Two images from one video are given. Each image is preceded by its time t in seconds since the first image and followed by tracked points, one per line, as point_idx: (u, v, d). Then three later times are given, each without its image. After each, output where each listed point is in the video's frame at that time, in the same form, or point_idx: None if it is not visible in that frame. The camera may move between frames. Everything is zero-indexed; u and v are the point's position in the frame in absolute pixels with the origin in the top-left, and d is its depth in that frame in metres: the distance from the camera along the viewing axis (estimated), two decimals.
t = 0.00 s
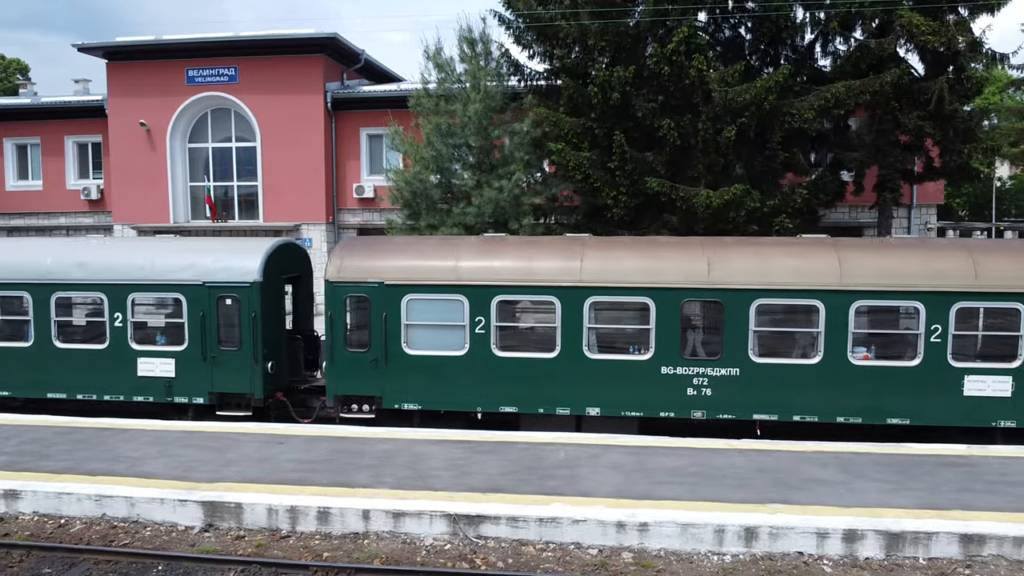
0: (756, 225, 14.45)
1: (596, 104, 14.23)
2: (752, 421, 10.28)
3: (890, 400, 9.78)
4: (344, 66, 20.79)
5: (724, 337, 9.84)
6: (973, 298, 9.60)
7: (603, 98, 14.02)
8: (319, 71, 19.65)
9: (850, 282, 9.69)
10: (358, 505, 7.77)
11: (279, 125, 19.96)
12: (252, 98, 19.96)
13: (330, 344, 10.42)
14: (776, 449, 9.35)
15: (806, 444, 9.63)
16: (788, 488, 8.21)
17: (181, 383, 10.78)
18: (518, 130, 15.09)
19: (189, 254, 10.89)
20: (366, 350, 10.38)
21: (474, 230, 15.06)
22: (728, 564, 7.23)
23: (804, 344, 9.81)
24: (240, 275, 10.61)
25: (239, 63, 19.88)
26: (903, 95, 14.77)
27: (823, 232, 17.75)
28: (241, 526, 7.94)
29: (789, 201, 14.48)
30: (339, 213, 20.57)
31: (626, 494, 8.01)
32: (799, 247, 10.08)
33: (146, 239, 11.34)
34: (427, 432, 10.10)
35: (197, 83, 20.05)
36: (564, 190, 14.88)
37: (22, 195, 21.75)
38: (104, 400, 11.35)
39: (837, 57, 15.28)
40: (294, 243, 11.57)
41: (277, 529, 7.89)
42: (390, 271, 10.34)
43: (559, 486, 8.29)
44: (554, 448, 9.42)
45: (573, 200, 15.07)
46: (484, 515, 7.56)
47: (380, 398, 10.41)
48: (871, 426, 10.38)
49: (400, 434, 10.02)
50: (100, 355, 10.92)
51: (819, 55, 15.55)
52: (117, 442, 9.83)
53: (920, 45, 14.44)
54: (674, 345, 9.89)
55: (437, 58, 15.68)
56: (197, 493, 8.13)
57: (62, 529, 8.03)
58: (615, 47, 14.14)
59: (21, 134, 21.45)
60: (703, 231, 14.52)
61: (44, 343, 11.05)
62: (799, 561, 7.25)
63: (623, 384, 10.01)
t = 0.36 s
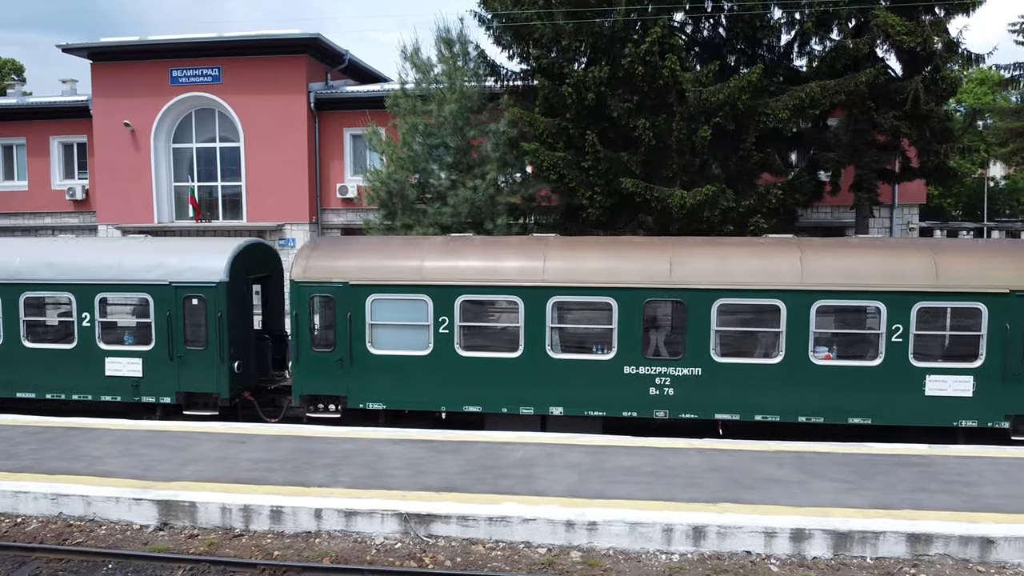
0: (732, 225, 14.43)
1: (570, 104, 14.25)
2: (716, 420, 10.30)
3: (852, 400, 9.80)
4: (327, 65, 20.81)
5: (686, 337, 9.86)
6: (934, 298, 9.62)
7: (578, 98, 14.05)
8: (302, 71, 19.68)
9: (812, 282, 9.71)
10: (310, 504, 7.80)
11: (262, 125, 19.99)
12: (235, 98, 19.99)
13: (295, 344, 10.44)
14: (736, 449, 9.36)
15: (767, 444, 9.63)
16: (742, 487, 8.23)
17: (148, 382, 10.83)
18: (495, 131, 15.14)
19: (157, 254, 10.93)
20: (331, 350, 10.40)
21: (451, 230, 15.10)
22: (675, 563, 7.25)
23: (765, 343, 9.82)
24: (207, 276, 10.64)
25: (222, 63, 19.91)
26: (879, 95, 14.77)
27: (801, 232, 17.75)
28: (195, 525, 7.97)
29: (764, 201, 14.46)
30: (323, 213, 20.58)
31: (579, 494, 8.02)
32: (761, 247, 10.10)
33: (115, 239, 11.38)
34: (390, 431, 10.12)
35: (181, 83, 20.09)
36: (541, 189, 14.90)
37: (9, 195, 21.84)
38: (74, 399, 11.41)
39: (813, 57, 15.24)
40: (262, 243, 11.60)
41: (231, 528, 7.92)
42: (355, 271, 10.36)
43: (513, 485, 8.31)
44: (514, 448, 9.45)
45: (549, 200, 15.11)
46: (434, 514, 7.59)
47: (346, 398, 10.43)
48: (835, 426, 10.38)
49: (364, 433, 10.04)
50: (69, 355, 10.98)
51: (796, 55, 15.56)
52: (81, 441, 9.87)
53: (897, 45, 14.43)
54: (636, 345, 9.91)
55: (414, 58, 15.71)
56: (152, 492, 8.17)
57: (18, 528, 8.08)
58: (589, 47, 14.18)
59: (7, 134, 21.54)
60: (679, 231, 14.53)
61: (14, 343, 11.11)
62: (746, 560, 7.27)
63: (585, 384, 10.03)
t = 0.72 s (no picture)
0: (696, 224, 14.46)
1: (535, 104, 14.28)
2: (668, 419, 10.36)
3: (802, 399, 9.86)
4: (300, 66, 20.81)
5: (637, 337, 9.90)
6: (883, 297, 9.68)
7: (542, 98, 14.10)
8: (274, 71, 19.65)
9: (761, 282, 9.77)
10: (251, 504, 7.81)
11: (234, 125, 19.94)
12: (207, 98, 19.94)
13: (249, 344, 10.43)
14: (685, 449, 9.40)
15: (717, 443, 9.68)
16: (685, 486, 8.27)
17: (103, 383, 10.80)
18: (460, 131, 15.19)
19: (112, 254, 10.90)
20: (285, 350, 10.40)
21: (416, 230, 15.12)
22: (611, 561, 7.28)
23: (716, 343, 9.88)
24: (161, 276, 10.61)
25: (194, 63, 19.84)
26: (843, 95, 14.86)
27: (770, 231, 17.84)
28: (137, 525, 7.97)
29: (728, 201, 14.52)
30: (296, 213, 20.54)
31: (521, 493, 8.05)
32: (713, 247, 10.15)
33: (71, 239, 11.34)
34: (343, 431, 10.13)
35: (153, 83, 20.02)
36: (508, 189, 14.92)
37: None
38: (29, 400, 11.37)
39: (778, 57, 15.30)
40: (219, 243, 11.59)
41: (172, 528, 7.92)
42: (309, 272, 10.36)
43: (458, 484, 8.32)
44: (465, 447, 9.47)
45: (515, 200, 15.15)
46: (374, 514, 7.60)
47: (300, 398, 10.43)
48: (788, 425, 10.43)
49: (316, 433, 10.05)
50: (23, 355, 10.94)
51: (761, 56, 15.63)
52: (32, 441, 9.85)
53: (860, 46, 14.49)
54: (588, 344, 9.95)
55: (380, 58, 15.71)
56: (95, 492, 8.16)
57: None
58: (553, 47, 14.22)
59: None
60: (644, 231, 14.56)
61: None
62: (682, 558, 7.31)
63: (538, 384, 10.06)
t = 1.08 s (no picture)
0: (662, 224, 14.52)
1: (501, 104, 14.30)
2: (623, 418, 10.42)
3: (754, 397, 9.92)
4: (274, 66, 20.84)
5: (591, 336, 9.95)
6: (835, 297, 9.76)
7: (507, 98, 14.13)
8: (246, 70, 19.60)
9: (714, 281, 9.83)
10: (196, 504, 7.80)
11: (206, 125, 19.88)
12: (179, 98, 19.86)
13: (205, 344, 10.42)
14: (637, 448, 9.45)
15: (669, 442, 9.74)
16: (632, 484, 8.31)
17: (59, 383, 10.76)
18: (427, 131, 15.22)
19: (69, 254, 10.86)
20: (241, 351, 10.39)
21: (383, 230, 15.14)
22: (553, 560, 7.31)
23: (670, 342, 9.93)
24: (117, 276, 10.58)
25: (165, 62, 19.75)
26: (807, 96, 14.95)
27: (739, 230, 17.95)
28: (83, 526, 7.95)
29: (693, 201, 14.61)
30: (270, 213, 20.53)
31: (468, 492, 8.07)
32: (667, 247, 10.20)
33: (28, 239, 11.29)
34: (299, 431, 10.14)
35: (124, 82, 19.93)
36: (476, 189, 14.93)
37: None
38: None
39: (743, 58, 15.39)
40: (178, 243, 11.60)
41: (118, 529, 7.91)
42: (265, 272, 10.35)
43: (406, 484, 8.34)
44: (418, 447, 9.49)
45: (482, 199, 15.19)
46: (319, 513, 7.61)
47: (256, 397, 10.44)
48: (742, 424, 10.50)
49: (272, 433, 10.05)
50: None
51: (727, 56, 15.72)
52: None
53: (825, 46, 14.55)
54: (543, 344, 9.98)
55: (347, 57, 15.70)
56: (42, 492, 8.14)
57: None
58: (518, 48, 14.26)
59: None
60: (611, 230, 14.59)
61: None
62: (624, 556, 7.35)
63: (493, 383, 10.09)
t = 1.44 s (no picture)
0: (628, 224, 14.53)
1: (467, 104, 14.32)
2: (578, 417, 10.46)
3: (707, 397, 9.97)
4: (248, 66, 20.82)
5: (544, 336, 9.98)
6: (786, 297, 9.81)
7: (472, 98, 14.15)
8: (219, 70, 19.57)
9: (666, 281, 9.87)
10: (139, 504, 7.80)
11: (179, 124, 19.85)
12: (151, 97, 19.82)
13: (160, 345, 10.42)
14: (588, 447, 9.49)
15: (622, 441, 9.78)
16: (578, 484, 8.35)
17: (15, 384, 10.74)
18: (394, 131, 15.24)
19: (24, 254, 10.84)
20: (196, 351, 10.39)
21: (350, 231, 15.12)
22: (491, 559, 7.33)
23: (624, 342, 9.97)
24: (72, 276, 10.56)
25: (138, 62, 19.70)
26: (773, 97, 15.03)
27: (710, 231, 18.02)
28: (27, 526, 7.95)
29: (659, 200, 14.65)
30: (243, 213, 20.51)
31: (412, 492, 8.10)
32: (621, 247, 10.25)
33: None
34: (253, 431, 10.16)
35: (97, 82, 19.87)
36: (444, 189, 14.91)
37: None
38: None
39: (710, 59, 15.47)
40: (136, 243, 11.62)
41: (61, 529, 7.91)
42: (220, 272, 10.35)
43: (352, 484, 8.36)
44: (370, 447, 9.51)
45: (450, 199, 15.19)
46: (260, 513, 7.62)
47: (211, 398, 10.44)
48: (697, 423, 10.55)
49: (226, 433, 10.06)
50: None
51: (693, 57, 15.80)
52: None
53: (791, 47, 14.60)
54: (496, 344, 10.01)
55: (315, 57, 15.71)
56: None
57: None
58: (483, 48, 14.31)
59: None
60: (578, 230, 14.58)
61: None
62: (563, 556, 7.37)
63: (447, 383, 10.12)
